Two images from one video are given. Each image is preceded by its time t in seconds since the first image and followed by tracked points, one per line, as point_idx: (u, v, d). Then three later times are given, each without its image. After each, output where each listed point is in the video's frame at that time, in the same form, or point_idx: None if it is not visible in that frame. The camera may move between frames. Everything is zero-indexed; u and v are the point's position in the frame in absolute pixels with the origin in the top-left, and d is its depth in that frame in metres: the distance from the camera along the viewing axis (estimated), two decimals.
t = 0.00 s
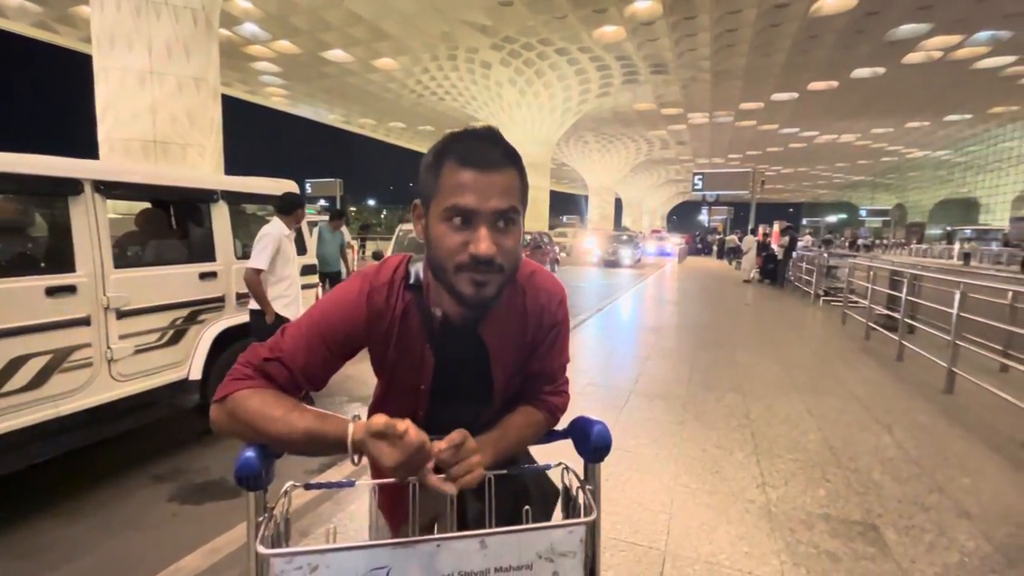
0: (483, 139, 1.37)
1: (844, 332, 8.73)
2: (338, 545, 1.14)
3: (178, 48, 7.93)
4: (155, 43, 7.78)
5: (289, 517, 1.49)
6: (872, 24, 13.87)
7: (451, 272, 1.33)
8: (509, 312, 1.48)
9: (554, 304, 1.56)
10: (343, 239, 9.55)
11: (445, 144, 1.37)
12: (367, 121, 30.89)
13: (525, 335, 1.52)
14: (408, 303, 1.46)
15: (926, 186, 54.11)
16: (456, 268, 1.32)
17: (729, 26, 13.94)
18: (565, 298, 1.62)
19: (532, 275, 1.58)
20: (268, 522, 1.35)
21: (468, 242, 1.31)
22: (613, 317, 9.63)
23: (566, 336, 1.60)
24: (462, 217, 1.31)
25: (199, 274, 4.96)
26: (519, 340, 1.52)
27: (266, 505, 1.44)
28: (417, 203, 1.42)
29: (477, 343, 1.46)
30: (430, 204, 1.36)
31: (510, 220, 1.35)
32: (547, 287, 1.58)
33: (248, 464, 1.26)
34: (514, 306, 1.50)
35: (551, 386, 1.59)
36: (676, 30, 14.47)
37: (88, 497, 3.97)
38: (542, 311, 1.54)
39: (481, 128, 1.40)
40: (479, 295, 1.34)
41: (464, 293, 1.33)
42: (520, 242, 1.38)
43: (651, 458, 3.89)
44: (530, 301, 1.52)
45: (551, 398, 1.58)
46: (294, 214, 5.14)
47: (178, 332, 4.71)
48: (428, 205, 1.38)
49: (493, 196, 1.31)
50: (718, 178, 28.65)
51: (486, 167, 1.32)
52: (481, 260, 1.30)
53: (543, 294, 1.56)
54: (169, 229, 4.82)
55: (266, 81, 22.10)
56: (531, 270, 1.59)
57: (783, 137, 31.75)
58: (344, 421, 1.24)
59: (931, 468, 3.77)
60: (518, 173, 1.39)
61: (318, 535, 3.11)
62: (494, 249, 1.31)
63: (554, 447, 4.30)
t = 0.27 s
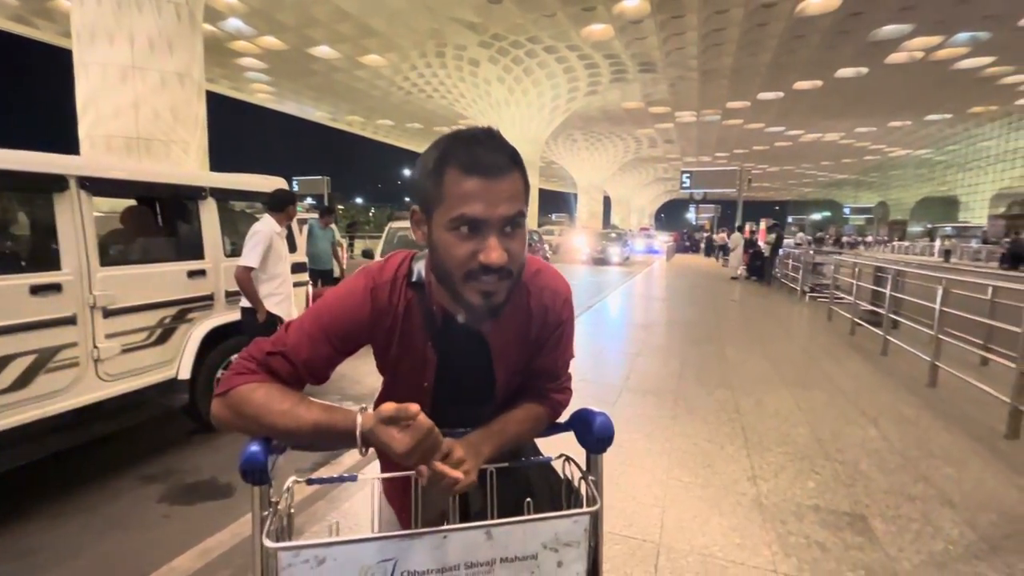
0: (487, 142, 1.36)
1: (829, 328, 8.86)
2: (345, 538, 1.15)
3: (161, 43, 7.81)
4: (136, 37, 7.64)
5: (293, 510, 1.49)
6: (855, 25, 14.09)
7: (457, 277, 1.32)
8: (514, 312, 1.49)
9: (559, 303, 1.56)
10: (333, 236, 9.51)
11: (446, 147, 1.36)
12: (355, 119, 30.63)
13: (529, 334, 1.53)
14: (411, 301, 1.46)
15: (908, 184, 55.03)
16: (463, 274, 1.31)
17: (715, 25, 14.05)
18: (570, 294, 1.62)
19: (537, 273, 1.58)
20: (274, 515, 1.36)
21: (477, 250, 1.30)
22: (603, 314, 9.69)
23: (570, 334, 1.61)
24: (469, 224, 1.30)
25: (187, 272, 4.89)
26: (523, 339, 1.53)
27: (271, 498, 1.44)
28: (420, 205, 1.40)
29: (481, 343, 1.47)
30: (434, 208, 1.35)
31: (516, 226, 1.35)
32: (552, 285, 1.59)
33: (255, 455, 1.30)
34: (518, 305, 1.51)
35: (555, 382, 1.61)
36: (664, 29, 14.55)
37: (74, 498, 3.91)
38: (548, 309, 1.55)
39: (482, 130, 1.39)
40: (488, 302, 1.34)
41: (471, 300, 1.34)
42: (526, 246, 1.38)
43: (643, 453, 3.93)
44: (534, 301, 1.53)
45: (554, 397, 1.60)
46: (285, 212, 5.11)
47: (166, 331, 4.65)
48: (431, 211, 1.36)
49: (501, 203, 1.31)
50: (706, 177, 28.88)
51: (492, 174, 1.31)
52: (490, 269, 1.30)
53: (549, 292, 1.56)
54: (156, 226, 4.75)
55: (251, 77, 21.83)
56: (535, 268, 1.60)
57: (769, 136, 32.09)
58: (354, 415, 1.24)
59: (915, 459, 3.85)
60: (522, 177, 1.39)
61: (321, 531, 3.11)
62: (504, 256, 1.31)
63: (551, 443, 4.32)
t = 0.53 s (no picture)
0: (495, 131, 1.37)
1: (815, 323, 9.00)
2: (349, 533, 1.15)
3: (143, 36, 7.68)
4: (117, 30, 7.51)
5: (294, 506, 1.49)
6: (839, 24, 14.27)
7: (470, 268, 1.31)
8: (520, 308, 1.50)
9: (563, 298, 1.58)
10: (325, 233, 9.43)
11: (451, 137, 1.36)
12: (341, 116, 30.34)
13: (534, 329, 1.54)
14: (414, 295, 1.46)
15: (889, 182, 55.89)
16: (476, 263, 1.30)
17: (703, 23, 14.14)
18: (572, 289, 1.63)
19: (541, 269, 1.60)
20: (275, 510, 1.35)
21: (488, 239, 1.29)
22: (592, 311, 9.74)
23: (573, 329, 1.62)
24: (480, 213, 1.30)
25: (174, 269, 4.83)
26: (528, 334, 1.53)
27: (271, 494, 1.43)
28: (424, 197, 1.40)
29: (486, 337, 1.48)
30: (442, 198, 1.35)
31: (525, 214, 1.36)
32: (556, 281, 1.60)
33: (255, 451, 1.28)
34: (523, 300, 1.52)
35: (558, 378, 1.62)
36: (651, 26, 14.61)
37: (59, 500, 3.84)
38: (553, 305, 1.56)
39: (486, 120, 1.40)
40: (503, 293, 1.32)
41: (485, 290, 1.31)
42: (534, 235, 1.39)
43: (635, 447, 3.97)
44: (540, 295, 1.54)
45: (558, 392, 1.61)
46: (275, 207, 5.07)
47: (153, 329, 4.59)
48: (437, 202, 1.36)
49: (511, 190, 1.31)
50: (692, 174, 29.06)
51: (501, 161, 1.32)
52: (505, 257, 1.29)
53: (553, 287, 1.58)
54: (141, 222, 4.67)
55: (235, 72, 21.55)
56: (539, 264, 1.61)
57: (755, 134, 32.39)
58: (356, 408, 1.24)
59: (900, 450, 3.93)
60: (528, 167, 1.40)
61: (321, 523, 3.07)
62: (516, 244, 1.31)
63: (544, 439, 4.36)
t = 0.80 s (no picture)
0: (478, 115, 1.37)
1: (801, 317, 9.12)
2: (343, 531, 1.15)
3: (122, 28, 7.53)
4: (96, 22, 7.36)
5: (286, 506, 1.47)
6: (824, 22, 14.42)
7: (452, 253, 1.31)
8: (512, 302, 1.51)
9: (558, 294, 1.58)
10: (315, 229, 9.33)
11: (436, 122, 1.37)
12: (327, 110, 29.98)
13: (529, 323, 1.54)
14: (406, 288, 1.45)
15: (872, 178, 56.71)
16: (457, 248, 1.30)
17: (690, 19, 14.20)
18: (567, 284, 1.63)
19: (535, 263, 1.60)
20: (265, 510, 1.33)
21: (472, 222, 1.29)
22: (580, 306, 9.78)
23: (568, 324, 1.62)
24: (460, 196, 1.30)
25: (157, 266, 4.75)
26: (522, 328, 1.53)
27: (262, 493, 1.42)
28: (410, 186, 1.41)
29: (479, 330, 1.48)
30: (426, 184, 1.35)
31: (509, 197, 1.35)
32: (549, 275, 1.60)
33: (246, 449, 1.26)
34: (517, 293, 1.53)
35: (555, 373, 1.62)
36: (639, 22, 14.63)
37: (41, 501, 3.78)
38: (548, 300, 1.56)
39: (469, 105, 1.40)
40: (485, 277, 1.32)
41: (468, 275, 1.31)
42: (518, 220, 1.37)
43: (625, 441, 4.01)
44: (534, 288, 1.55)
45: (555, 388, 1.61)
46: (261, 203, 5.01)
47: (136, 327, 4.52)
48: (422, 187, 1.36)
49: (493, 171, 1.31)
50: (679, 170, 29.22)
51: (482, 142, 1.32)
52: (487, 240, 1.29)
53: (548, 283, 1.58)
54: (122, 218, 4.59)
55: (218, 66, 21.21)
56: (535, 259, 1.61)
57: (741, 131, 32.64)
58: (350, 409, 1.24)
59: (885, 441, 4.01)
60: (513, 151, 1.39)
61: (312, 521, 3.04)
62: (498, 227, 1.30)
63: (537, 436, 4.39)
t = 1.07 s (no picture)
0: (425, 99, 1.33)
1: (789, 312, 9.22)
2: (325, 543, 1.09)
3: (103, 22, 7.38)
4: (75, 16, 7.21)
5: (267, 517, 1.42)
6: (811, 19, 14.55)
7: (394, 245, 1.29)
8: (493, 300, 1.50)
9: (547, 292, 1.57)
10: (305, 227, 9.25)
11: (388, 114, 1.36)
12: (314, 107, 29.68)
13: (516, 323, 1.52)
14: (385, 288, 1.44)
15: (857, 174, 57.47)
16: (397, 240, 1.28)
17: (678, 16, 14.24)
18: (557, 282, 1.61)
19: (523, 260, 1.58)
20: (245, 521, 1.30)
21: (404, 211, 1.26)
22: (571, 303, 9.81)
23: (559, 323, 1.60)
24: (399, 186, 1.28)
25: (139, 265, 4.67)
26: (508, 328, 1.51)
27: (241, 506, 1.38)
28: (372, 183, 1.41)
29: (460, 329, 1.47)
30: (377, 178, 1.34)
31: (453, 184, 1.27)
32: (538, 274, 1.59)
33: (222, 459, 1.24)
34: (500, 292, 1.51)
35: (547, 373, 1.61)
36: (628, 19, 14.64)
37: (25, 508, 3.72)
38: (536, 299, 1.55)
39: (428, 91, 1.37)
40: (423, 272, 1.27)
41: (405, 268, 1.28)
42: (468, 208, 1.28)
43: (617, 438, 4.03)
44: (521, 286, 1.53)
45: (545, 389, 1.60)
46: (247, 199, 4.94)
47: (118, 328, 4.44)
48: (377, 184, 1.36)
49: (430, 157, 1.26)
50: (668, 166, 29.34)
51: (421, 127, 1.27)
52: (417, 231, 1.24)
53: (536, 281, 1.57)
54: (102, 217, 4.51)
55: (202, 61, 20.89)
56: (523, 256, 1.60)
57: (728, 127, 32.86)
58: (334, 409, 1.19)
59: (874, 435, 4.07)
60: (472, 137, 1.33)
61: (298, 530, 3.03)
62: (431, 218, 1.25)
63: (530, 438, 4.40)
